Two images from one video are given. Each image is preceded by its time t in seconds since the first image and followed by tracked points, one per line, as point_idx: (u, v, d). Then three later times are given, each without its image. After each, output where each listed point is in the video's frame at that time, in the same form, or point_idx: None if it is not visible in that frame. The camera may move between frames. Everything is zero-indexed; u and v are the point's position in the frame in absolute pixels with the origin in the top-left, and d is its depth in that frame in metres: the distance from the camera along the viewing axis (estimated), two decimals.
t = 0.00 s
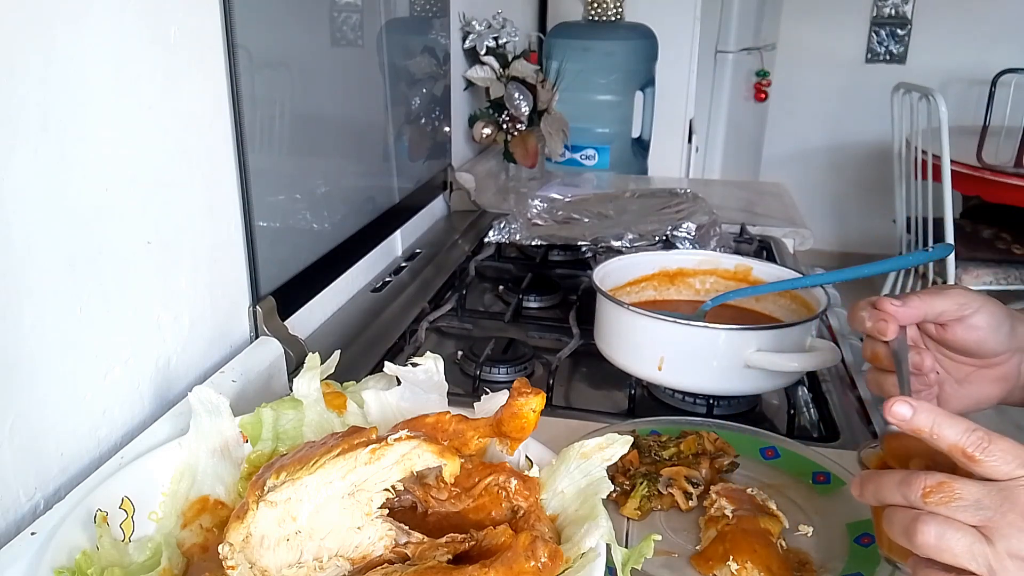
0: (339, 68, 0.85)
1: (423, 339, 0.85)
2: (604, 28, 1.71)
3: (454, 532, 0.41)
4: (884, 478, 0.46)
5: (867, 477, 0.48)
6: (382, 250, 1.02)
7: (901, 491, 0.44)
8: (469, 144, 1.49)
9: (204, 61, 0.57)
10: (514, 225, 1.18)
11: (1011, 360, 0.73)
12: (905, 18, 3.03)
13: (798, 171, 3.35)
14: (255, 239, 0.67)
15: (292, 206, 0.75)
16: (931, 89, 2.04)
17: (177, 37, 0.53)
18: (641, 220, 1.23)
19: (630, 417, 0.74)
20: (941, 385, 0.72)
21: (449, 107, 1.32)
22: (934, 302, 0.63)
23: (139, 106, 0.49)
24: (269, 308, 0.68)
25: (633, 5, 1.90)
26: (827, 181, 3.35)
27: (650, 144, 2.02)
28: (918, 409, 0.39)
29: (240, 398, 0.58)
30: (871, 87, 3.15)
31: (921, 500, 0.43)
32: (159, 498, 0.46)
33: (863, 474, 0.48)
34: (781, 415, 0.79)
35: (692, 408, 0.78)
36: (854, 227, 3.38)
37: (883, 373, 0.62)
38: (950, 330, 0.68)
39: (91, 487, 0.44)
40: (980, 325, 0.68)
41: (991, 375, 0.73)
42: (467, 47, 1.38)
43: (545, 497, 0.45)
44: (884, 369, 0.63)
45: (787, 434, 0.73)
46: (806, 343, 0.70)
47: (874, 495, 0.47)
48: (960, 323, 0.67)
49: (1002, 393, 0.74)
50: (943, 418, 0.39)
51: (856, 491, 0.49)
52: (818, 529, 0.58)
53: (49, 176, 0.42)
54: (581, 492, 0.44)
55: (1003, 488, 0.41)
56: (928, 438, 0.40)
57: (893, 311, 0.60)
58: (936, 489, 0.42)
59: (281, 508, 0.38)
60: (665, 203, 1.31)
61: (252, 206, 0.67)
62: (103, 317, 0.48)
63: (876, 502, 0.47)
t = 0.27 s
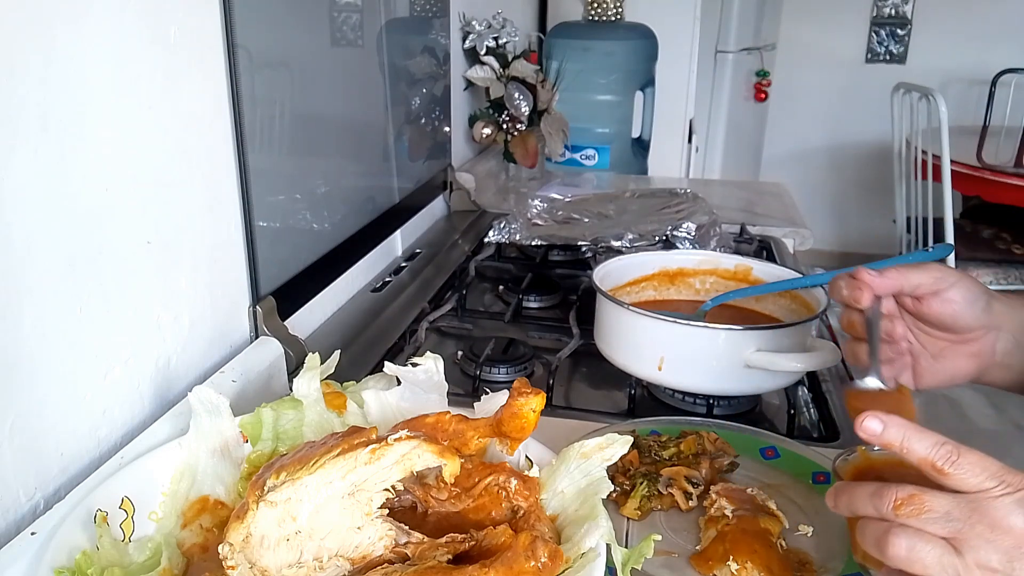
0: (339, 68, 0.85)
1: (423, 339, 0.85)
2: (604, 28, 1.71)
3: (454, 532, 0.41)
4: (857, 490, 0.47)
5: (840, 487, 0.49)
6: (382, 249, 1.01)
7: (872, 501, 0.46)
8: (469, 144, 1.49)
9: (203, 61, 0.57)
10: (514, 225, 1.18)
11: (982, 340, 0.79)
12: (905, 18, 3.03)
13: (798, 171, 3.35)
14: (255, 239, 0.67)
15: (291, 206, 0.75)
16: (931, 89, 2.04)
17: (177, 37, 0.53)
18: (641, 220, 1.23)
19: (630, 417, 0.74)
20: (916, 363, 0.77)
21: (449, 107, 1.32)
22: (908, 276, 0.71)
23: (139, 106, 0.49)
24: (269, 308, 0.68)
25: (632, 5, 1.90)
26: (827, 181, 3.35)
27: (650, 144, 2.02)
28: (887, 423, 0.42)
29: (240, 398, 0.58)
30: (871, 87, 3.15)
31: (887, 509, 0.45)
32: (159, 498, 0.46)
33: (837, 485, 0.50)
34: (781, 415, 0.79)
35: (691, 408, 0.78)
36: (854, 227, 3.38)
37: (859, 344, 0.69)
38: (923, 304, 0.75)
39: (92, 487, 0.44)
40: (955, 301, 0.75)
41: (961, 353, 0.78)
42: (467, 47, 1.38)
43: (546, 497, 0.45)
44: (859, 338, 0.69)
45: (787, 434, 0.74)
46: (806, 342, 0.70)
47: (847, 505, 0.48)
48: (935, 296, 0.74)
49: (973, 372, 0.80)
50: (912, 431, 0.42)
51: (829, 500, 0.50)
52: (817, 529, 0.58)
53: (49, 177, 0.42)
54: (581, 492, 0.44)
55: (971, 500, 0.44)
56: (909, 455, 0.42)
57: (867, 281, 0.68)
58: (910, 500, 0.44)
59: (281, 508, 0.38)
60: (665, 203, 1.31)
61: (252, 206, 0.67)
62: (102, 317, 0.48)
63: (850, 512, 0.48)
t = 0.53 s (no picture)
0: (339, 68, 0.85)
1: (423, 339, 0.85)
2: (604, 28, 1.71)
3: (454, 531, 0.41)
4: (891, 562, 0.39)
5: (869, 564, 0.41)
6: (382, 250, 1.01)
7: None
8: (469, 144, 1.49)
9: (204, 61, 0.57)
10: (514, 225, 1.18)
11: (930, 390, 0.69)
12: (905, 18, 3.03)
13: (798, 171, 3.35)
14: (255, 239, 0.67)
15: (291, 206, 0.75)
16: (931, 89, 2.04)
17: (177, 37, 0.53)
18: (641, 220, 1.23)
19: (630, 417, 0.74)
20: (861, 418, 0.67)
21: (449, 107, 1.32)
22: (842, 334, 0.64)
23: (138, 106, 0.49)
24: (269, 308, 0.68)
25: (633, 5, 1.90)
26: (827, 181, 3.35)
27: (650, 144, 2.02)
28: (931, 492, 0.36)
29: (240, 398, 0.58)
30: (871, 87, 3.15)
31: None
32: (159, 498, 0.46)
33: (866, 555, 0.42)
34: (781, 415, 0.79)
35: (691, 408, 0.78)
36: (854, 227, 3.38)
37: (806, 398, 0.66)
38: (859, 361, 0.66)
39: (92, 487, 0.44)
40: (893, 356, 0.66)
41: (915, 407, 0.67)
42: (467, 47, 1.38)
43: (546, 497, 0.45)
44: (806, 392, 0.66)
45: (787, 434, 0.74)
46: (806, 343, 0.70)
47: None
48: (872, 353, 0.65)
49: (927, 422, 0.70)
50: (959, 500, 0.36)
51: None
52: (817, 529, 0.58)
53: (50, 178, 0.42)
54: (581, 492, 0.44)
55: (1023, 574, 0.36)
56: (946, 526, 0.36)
57: (804, 343, 0.63)
58: (950, 574, 0.37)
59: (281, 508, 0.38)
60: (665, 203, 1.31)
61: (252, 206, 0.67)
62: (102, 317, 0.48)
63: None
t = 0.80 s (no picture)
0: (339, 69, 0.85)
1: (423, 339, 0.85)
2: (604, 28, 1.71)
3: (454, 531, 0.41)
4: None
5: None
6: (382, 249, 1.01)
7: None
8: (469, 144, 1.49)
9: (204, 61, 0.57)
10: (514, 225, 1.18)
11: (909, 425, 0.73)
12: (905, 18, 3.03)
13: (798, 171, 3.35)
14: (255, 239, 0.67)
15: (291, 206, 0.75)
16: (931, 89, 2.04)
17: (177, 37, 0.53)
18: (641, 220, 1.23)
19: (630, 417, 0.74)
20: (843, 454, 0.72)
21: (449, 107, 1.32)
22: (816, 375, 0.66)
23: (138, 107, 0.49)
24: (269, 308, 0.68)
25: (633, 4, 1.90)
26: (827, 181, 3.35)
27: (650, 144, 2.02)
28: None
29: (240, 397, 0.58)
30: (871, 87, 3.15)
31: None
32: (159, 498, 0.46)
33: None
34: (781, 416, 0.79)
35: (691, 409, 0.78)
36: (854, 227, 3.38)
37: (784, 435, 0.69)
38: (837, 401, 0.70)
39: (91, 487, 0.44)
40: (869, 396, 0.69)
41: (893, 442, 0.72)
42: (466, 47, 1.38)
43: (546, 497, 0.45)
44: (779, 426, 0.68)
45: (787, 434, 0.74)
46: (806, 343, 0.70)
47: None
48: (848, 393, 0.69)
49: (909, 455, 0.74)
50: None
51: None
52: (818, 529, 0.58)
53: (50, 178, 0.42)
54: (581, 492, 0.44)
55: None
56: None
57: (779, 384, 0.65)
58: None
59: (281, 508, 0.38)
60: (665, 203, 1.31)
61: (252, 206, 0.67)
62: (102, 317, 0.48)
63: None
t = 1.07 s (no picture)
0: (339, 69, 0.85)
1: (423, 339, 0.85)
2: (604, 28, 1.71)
3: (454, 531, 0.41)
4: None
5: None
6: (382, 249, 1.01)
7: None
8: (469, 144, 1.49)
9: (204, 61, 0.57)
10: (514, 225, 1.18)
11: (909, 409, 0.75)
12: (905, 18, 3.03)
13: (798, 171, 3.35)
14: (255, 239, 0.67)
15: (291, 206, 0.75)
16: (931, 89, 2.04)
17: (177, 36, 0.53)
18: (641, 220, 1.23)
19: (630, 416, 0.74)
20: (843, 436, 0.74)
21: (449, 107, 1.32)
22: (821, 360, 0.67)
23: (138, 107, 0.49)
24: (269, 308, 0.68)
25: (633, 4, 1.90)
26: (827, 182, 3.35)
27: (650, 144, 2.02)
28: None
29: (240, 398, 0.58)
30: (871, 87, 3.15)
31: None
32: (159, 498, 0.46)
33: None
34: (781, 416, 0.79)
35: (691, 409, 0.78)
36: (854, 227, 3.38)
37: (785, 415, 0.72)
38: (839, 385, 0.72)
39: (91, 487, 0.44)
40: (869, 380, 0.71)
41: (891, 426, 0.75)
42: (466, 47, 1.38)
43: (546, 497, 0.45)
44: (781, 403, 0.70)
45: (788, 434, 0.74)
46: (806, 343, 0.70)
47: None
48: (849, 378, 0.71)
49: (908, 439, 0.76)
50: None
51: None
52: (817, 529, 0.58)
53: (50, 178, 0.42)
54: (581, 492, 0.44)
55: None
56: None
57: (783, 366, 0.65)
58: None
59: (281, 508, 0.38)
60: (665, 203, 1.31)
61: (252, 206, 0.67)
62: (102, 317, 0.48)
63: None
